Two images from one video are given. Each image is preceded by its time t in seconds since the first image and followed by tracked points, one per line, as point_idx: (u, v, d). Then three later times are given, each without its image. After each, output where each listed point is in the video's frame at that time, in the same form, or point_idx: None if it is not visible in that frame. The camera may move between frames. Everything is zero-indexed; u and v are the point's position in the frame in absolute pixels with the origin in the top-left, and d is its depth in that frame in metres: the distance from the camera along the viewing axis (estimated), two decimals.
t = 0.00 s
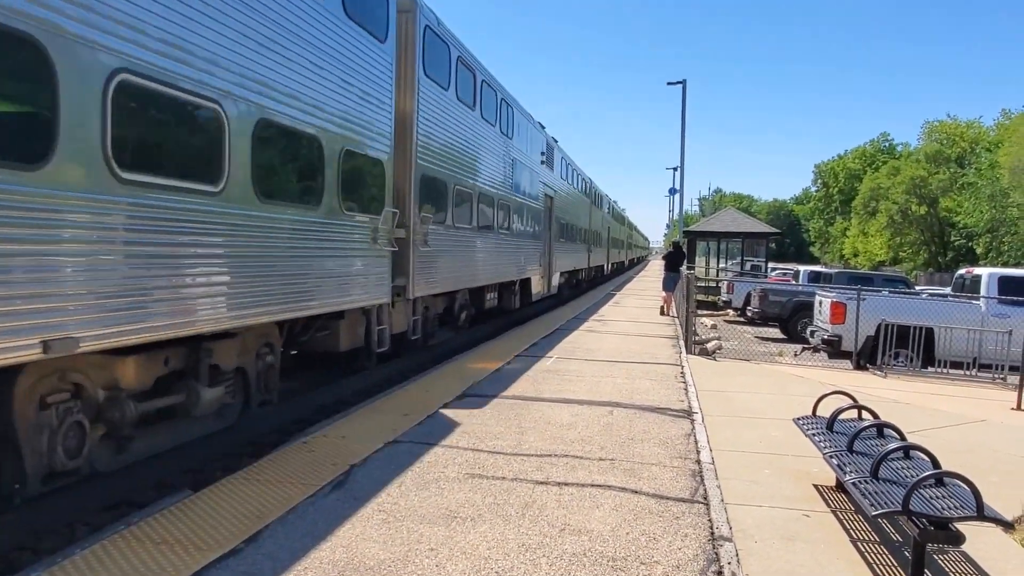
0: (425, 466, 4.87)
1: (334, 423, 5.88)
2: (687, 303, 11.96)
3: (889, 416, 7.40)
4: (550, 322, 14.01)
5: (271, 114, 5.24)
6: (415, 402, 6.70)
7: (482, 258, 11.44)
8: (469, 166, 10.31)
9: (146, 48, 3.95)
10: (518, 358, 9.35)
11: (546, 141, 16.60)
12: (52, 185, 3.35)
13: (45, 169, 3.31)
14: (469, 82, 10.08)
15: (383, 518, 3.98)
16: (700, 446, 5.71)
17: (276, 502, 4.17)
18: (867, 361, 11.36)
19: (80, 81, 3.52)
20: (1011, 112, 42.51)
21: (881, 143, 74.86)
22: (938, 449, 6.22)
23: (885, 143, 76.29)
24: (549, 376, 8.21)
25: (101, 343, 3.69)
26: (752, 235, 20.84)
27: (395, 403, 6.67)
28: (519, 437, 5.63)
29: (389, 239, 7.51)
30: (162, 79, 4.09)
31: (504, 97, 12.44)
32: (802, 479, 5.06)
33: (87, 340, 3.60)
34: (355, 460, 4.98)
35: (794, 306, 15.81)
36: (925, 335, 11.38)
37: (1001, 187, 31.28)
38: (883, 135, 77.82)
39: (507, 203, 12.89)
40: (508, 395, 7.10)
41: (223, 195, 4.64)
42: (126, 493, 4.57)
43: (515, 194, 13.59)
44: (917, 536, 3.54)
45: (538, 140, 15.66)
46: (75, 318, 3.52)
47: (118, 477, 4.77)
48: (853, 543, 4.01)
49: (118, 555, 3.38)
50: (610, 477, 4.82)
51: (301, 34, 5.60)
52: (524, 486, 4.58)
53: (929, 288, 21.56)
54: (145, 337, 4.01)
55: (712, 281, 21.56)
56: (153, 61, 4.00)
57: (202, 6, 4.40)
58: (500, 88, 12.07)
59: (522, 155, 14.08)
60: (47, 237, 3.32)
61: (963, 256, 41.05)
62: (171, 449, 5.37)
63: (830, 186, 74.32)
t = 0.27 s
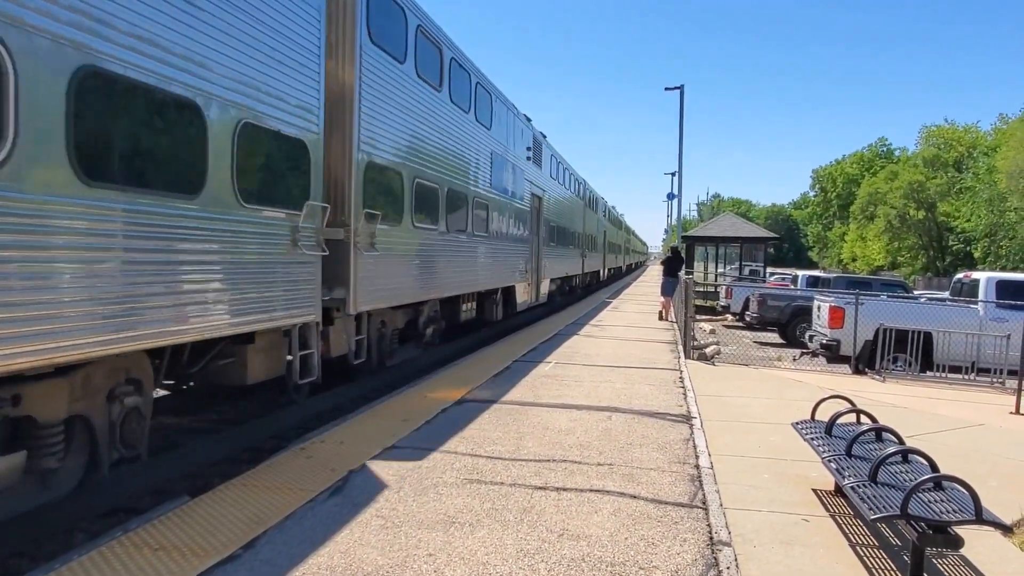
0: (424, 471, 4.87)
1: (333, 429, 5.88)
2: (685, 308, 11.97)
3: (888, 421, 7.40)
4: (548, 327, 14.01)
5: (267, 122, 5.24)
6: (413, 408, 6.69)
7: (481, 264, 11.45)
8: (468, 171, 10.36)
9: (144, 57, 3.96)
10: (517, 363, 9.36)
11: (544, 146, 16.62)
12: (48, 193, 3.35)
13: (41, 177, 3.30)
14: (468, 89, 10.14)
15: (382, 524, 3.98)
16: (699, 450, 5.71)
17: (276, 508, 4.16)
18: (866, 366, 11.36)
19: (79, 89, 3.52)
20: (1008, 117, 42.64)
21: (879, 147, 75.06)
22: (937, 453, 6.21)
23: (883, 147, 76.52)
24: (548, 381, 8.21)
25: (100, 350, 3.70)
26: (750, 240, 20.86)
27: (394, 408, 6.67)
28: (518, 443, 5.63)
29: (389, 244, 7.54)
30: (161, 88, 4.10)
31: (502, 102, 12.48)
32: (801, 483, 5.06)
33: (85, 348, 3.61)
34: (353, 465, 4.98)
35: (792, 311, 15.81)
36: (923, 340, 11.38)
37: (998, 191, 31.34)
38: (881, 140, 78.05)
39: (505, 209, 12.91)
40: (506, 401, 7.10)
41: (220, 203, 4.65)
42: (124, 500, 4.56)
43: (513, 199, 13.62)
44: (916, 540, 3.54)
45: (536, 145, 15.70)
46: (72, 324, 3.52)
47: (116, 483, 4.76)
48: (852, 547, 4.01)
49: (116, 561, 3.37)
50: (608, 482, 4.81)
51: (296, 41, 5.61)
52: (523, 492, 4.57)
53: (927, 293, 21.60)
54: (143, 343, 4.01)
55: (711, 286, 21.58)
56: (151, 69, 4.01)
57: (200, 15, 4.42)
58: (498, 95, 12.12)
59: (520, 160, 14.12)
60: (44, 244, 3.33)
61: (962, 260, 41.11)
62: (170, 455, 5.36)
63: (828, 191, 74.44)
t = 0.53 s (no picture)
0: (421, 474, 4.87)
1: (331, 432, 5.87)
2: (683, 311, 11.97)
3: (885, 423, 7.40)
4: (546, 330, 14.02)
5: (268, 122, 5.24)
6: (411, 411, 6.68)
7: (478, 266, 11.45)
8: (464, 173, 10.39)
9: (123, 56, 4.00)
10: (514, 366, 9.35)
11: (541, 149, 16.62)
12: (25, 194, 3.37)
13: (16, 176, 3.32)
14: (463, 91, 10.18)
15: (379, 527, 3.97)
16: (696, 453, 5.71)
17: (273, 512, 4.14)
18: (863, 368, 11.37)
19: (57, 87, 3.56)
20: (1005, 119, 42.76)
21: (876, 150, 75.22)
22: (934, 455, 6.22)
23: (880, 149, 76.66)
24: (545, 384, 8.21)
25: (87, 352, 3.75)
26: (748, 242, 20.88)
27: (391, 411, 6.67)
28: (515, 446, 5.62)
29: (386, 246, 7.56)
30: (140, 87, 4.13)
31: (499, 105, 12.50)
32: (798, 486, 5.06)
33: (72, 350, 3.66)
34: (350, 468, 4.97)
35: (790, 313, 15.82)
36: (920, 342, 11.40)
37: (995, 194, 31.41)
38: (878, 143, 78.28)
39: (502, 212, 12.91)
40: (503, 403, 7.10)
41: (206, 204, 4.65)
42: (121, 503, 4.56)
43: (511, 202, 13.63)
44: (913, 542, 3.54)
45: (534, 148, 15.71)
46: (58, 327, 3.56)
47: (113, 486, 4.76)
48: (849, 550, 4.01)
49: (113, 564, 3.36)
50: (605, 484, 4.81)
51: (301, 42, 5.61)
52: (520, 494, 4.57)
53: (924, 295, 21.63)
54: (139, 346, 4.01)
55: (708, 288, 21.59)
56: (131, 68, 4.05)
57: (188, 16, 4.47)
58: (495, 97, 12.14)
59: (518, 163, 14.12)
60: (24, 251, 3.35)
61: (959, 263, 41.19)
62: (166, 457, 5.35)
63: (825, 193, 74.55)
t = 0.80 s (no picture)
0: (419, 476, 4.87)
1: (329, 433, 5.87)
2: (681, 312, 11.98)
3: (883, 425, 7.41)
4: (545, 331, 14.03)
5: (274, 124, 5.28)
6: (409, 412, 6.68)
7: (476, 268, 11.46)
8: (463, 174, 10.39)
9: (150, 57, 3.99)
10: (512, 368, 9.35)
11: (541, 153, 16.63)
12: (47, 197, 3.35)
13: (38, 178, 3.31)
14: (462, 92, 10.16)
15: (377, 528, 3.97)
16: (694, 454, 5.71)
17: (271, 514, 4.14)
18: (861, 370, 11.38)
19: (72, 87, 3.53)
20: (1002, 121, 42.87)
21: (874, 151, 75.34)
22: (931, 456, 6.23)
23: (877, 151, 76.78)
24: (543, 385, 8.21)
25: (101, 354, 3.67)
26: (745, 244, 20.91)
27: (389, 412, 6.67)
28: (513, 447, 5.62)
29: (384, 247, 7.55)
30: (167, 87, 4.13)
31: (498, 106, 12.49)
32: (796, 487, 5.06)
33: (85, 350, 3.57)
34: (348, 470, 4.96)
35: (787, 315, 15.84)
36: (918, 343, 11.42)
37: (992, 195, 31.48)
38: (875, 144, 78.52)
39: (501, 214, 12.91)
40: (501, 405, 7.10)
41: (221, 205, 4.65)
42: (119, 505, 4.55)
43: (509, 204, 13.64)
44: (911, 543, 3.54)
45: (532, 150, 15.72)
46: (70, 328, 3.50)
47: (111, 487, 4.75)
48: (847, 551, 4.01)
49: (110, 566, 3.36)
50: (603, 486, 4.81)
51: (301, 44, 5.63)
52: (518, 496, 4.57)
53: (922, 297, 21.67)
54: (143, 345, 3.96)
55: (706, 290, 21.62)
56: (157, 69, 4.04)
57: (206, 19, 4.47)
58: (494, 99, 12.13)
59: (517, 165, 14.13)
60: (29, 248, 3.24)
61: (956, 264, 41.27)
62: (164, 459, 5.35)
63: (823, 195, 74.65)
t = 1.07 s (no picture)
0: (418, 476, 4.87)
1: (328, 434, 5.88)
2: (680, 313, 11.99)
3: (881, 425, 7.42)
4: (543, 332, 14.04)
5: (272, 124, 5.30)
6: (408, 413, 6.69)
7: (475, 269, 11.47)
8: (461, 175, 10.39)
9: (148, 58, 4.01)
10: (511, 368, 9.36)
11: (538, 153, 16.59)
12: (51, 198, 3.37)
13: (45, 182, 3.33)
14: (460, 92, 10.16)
15: (376, 529, 3.98)
16: (693, 455, 5.72)
17: (270, 515, 4.14)
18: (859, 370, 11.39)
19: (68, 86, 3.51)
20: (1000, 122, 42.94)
21: (872, 152, 75.43)
22: (930, 457, 6.24)
23: (875, 152, 76.91)
24: (542, 386, 8.21)
25: (98, 355, 3.69)
26: (744, 245, 20.93)
27: (388, 413, 6.68)
28: (512, 448, 5.63)
29: (382, 248, 7.55)
30: (165, 87, 4.15)
31: (496, 107, 12.49)
32: (794, 487, 5.07)
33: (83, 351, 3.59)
34: (347, 471, 4.96)
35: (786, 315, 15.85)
36: (917, 344, 11.44)
37: (990, 196, 31.54)
38: (874, 145, 78.57)
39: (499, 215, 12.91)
40: (500, 406, 7.10)
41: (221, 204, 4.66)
42: (118, 507, 4.55)
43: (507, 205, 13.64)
44: (909, 544, 3.55)
45: (530, 151, 15.72)
46: (68, 330, 3.50)
47: (110, 489, 4.75)
48: (846, 552, 4.02)
49: (109, 568, 3.36)
50: (602, 486, 4.82)
51: (300, 46, 5.66)
52: (517, 497, 4.57)
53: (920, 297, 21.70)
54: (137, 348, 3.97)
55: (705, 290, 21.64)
56: (155, 70, 4.05)
57: (206, 20, 4.49)
58: (492, 100, 12.13)
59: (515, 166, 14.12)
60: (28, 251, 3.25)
61: (955, 264, 41.33)
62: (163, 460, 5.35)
63: (821, 196, 74.73)
